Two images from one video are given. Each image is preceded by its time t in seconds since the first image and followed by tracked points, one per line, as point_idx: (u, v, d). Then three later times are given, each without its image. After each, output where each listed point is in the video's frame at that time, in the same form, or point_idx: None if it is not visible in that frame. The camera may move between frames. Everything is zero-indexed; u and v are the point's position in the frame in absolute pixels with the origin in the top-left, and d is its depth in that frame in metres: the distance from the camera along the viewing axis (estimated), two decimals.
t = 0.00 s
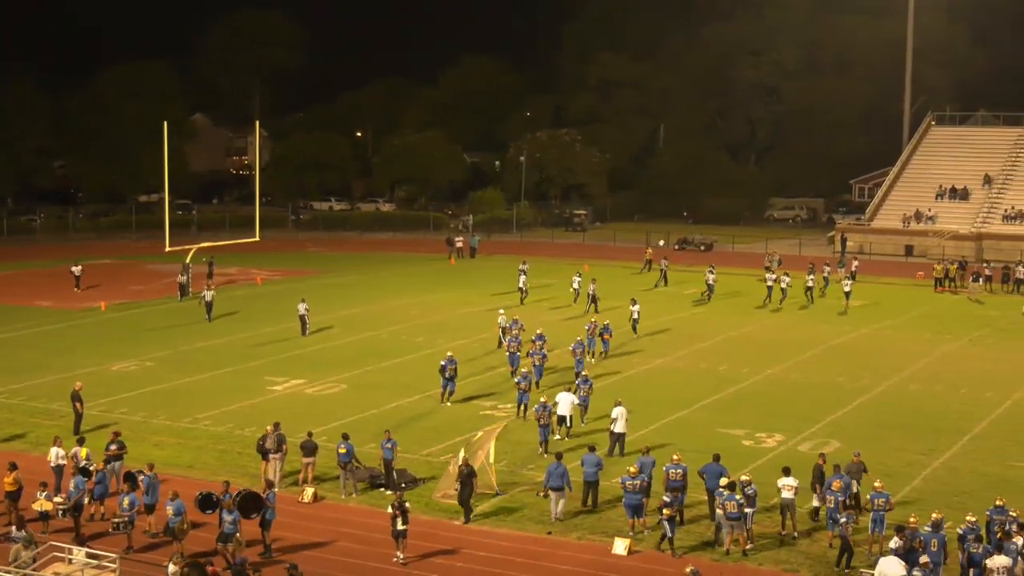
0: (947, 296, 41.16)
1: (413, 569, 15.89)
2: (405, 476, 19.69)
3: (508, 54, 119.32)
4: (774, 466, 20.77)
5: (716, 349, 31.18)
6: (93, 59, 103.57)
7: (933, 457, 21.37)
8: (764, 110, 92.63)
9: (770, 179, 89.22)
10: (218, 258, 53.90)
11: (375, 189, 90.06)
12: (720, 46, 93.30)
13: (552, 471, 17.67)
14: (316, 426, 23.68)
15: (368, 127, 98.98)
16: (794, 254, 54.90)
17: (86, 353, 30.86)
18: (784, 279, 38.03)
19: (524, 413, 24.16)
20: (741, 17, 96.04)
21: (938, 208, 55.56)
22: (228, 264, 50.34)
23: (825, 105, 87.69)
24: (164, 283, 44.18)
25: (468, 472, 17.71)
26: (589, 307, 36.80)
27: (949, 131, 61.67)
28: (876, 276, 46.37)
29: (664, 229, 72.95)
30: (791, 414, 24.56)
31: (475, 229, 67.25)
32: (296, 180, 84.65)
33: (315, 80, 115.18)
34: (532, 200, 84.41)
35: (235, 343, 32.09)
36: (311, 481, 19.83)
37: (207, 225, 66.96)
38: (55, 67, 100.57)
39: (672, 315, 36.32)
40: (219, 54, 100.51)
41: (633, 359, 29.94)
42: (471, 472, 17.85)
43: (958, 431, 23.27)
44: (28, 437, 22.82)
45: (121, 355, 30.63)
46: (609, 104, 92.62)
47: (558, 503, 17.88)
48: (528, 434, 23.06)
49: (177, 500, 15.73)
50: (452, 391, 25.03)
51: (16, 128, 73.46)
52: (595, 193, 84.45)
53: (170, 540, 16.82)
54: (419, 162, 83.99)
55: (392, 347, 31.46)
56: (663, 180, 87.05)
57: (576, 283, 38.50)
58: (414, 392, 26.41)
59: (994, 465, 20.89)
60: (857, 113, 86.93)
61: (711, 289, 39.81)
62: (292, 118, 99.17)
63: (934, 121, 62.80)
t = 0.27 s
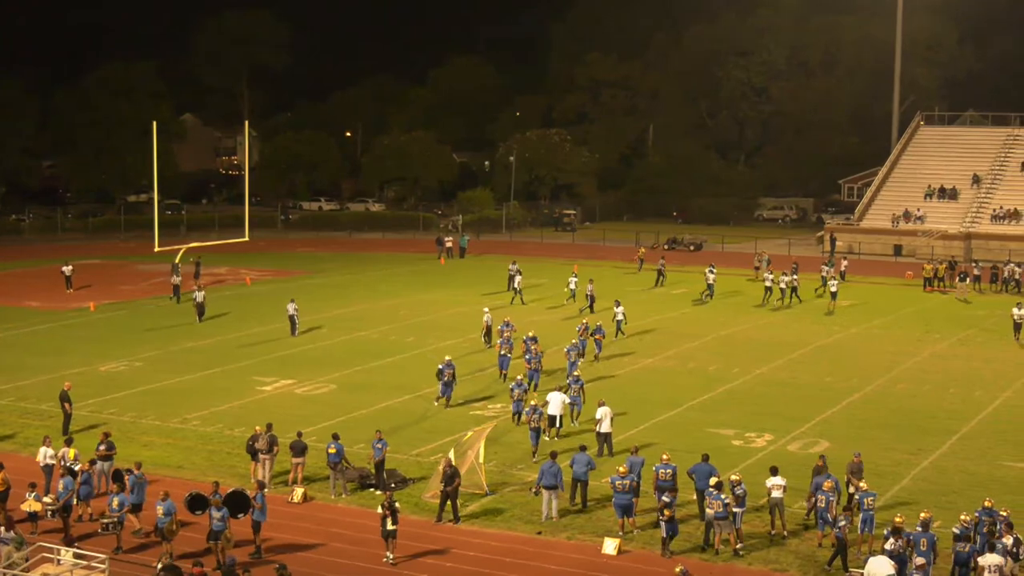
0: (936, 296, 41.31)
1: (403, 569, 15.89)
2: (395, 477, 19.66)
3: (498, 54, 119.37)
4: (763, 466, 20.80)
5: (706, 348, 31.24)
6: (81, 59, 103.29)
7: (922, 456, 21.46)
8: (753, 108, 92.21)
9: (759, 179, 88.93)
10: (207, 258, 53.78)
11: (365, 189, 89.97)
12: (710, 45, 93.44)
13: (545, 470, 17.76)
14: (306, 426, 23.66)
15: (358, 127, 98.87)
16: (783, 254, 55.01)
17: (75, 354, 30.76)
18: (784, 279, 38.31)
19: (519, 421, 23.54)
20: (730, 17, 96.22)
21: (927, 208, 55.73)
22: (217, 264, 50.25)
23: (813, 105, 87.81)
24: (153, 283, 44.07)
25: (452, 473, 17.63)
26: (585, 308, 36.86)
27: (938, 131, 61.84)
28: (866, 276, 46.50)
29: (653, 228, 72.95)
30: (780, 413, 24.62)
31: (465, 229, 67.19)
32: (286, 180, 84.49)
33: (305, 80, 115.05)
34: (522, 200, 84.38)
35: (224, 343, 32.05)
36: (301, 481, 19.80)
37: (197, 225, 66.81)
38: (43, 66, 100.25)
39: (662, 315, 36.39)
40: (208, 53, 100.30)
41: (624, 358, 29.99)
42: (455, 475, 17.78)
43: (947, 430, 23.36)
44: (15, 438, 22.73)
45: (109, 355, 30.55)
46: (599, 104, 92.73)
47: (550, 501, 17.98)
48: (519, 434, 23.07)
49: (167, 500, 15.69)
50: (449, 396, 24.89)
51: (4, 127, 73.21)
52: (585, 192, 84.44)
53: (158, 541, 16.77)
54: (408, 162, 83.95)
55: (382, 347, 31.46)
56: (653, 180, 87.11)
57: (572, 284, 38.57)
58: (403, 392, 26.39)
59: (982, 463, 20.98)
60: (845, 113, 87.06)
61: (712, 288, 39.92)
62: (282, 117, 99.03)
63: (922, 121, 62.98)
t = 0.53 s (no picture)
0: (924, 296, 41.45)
1: (392, 569, 15.88)
2: (384, 477, 19.66)
3: (488, 54, 119.35)
4: (752, 466, 20.84)
5: (695, 348, 31.30)
6: (69, 58, 103.00)
7: (911, 456, 21.52)
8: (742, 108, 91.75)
9: (748, 179, 89.03)
10: (196, 258, 53.69)
11: (354, 189, 89.89)
12: (699, 45, 93.56)
13: (538, 468, 17.85)
14: (296, 426, 23.64)
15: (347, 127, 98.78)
16: (772, 253, 55.09)
17: (63, 354, 30.67)
18: (781, 277, 38.63)
19: (512, 427, 23.10)
20: (719, 17, 96.39)
21: (916, 207, 55.88)
22: (206, 265, 50.17)
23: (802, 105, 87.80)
24: (142, 283, 43.98)
25: (434, 473, 17.61)
26: (583, 307, 36.97)
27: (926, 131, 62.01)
28: (855, 276, 46.61)
29: (642, 228, 72.97)
30: (769, 413, 24.66)
31: (454, 229, 67.15)
32: (275, 180, 84.34)
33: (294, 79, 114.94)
34: (511, 200, 84.34)
35: (213, 343, 32.01)
36: (290, 481, 19.78)
37: (186, 225, 66.68)
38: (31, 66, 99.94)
39: (651, 315, 36.43)
40: (197, 53, 100.09)
41: (613, 357, 30.02)
42: (439, 475, 17.76)
43: (935, 429, 23.44)
44: (3, 438, 22.66)
45: (98, 355, 30.46)
46: (588, 104, 92.80)
47: (542, 500, 18.05)
48: (508, 433, 23.08)
49: (156, 501, 15.67)
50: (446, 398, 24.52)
51: None
52: (574, 192, 84.48)
53: (147, 541, 16.74)
54: (397, 162, 83.88)
55: (371, 346, 31.45)
56: (642, 180, 87.14)
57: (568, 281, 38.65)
58: (392, 392, 26.38)
59: (970, 463, 21.04)
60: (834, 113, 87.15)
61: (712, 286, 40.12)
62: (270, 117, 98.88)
63: (911, 121, 63.13)
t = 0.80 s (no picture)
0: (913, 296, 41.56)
1: (381, 569, 15.87)
2: (373, 476, 19.65)
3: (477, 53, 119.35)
4: (741, 465, 20.88)
5: (684, 348, 31.34)
6: (57, 58, 102.66)
7: (899, 455, 21.58)
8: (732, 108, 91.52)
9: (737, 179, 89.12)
10: (184, 258, 53.55)
11: (343, 189, 89.78)
12: (688, 45, 93.68)
13: (529, 467, 17.90)
14: (285, 426, 23.60)
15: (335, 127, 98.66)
16: (761, 253, 55.17)
17: (51, 355, 30.57)
18: (780, 277, 39.07)
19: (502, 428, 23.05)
20: (707, 17, 96.54)
21: (904, 207, 56.03)
22: (194, 265, 50.07)
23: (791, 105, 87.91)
24: (130, 283, 43.85)
25: (420, 476, 17.47)
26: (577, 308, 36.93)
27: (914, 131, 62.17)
28: (843, 275, 46.71)
29: (631, 228, 72.98)
30: (758, 412, 24.71)
31: (443, 229, 67.10)
32: (264, 180, 84.17)
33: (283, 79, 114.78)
34: (500, 200, 84.29)
35: (202, 343, 31.94)
36: (280, 482, 19.75)
37: (174, 224, 66.53)
38: (19, 66, 99.60)
39: (641, 314, 36.46)
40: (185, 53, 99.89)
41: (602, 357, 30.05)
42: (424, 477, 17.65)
43: (923, 429, 23.50)
44: None
45: (86, 356, 30.36)
46: (577, 104, 92.84)
47: (533, 500, 18.09)
48: (498, 434, 23.08)
49: (146, 501, 15.63)
50: (445, 401, 24.25)
51: None
52: (563, 192, 84.53)
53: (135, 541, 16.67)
54: (386, 162, 83.80)
55: (360, 346, 31.43)
56: (631, 180, 87.17)
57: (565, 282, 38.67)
58: (382, 392, 26.36)
59: (959, 462, 21.12)
60: (823, 113, 87.30)
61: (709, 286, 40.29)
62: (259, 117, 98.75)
63: (899, 121, 63.27)
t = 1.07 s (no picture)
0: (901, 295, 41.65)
1: (371, 570, 15.85)
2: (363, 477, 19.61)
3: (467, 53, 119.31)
4: (730, 465, 20.89)
5: (674, 348, 31.36)
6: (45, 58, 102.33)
7: (888, 455, 21.61)
8: (720, 109, 92.23)
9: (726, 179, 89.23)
10: (172, 259, 53.41)
11: (332, 189, 89.65)
12: (677, 46, 93.80)
13: (517, 466, 17.95)
14: (275, 427, 23.54)
15: (324, 127, 98.56)
16: (750, 253, 55.24)
17: (38, 356, 30.45)
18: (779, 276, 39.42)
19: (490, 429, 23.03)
20: (696, 18, 96.69)
21: (893, 207, 56.17)
22: (183, 265, 49.95)
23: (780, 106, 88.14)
24: (118, 284, 43.72)
25: (409, 479, 17.34)
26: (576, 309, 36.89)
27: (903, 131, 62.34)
28: (832, 275, 46.79)
29: (620, 228, 73.03)
30: (747, 412, 24.73)
31: (432, 229, 67.08)
32: (253, 180, 84.02)
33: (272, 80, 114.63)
34: (489, 200, 84.28)
35: (191, 344, 31.86)
36: (269, 482, 19.70)
37: (163, 225, 66.39)
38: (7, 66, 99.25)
39: (630, 314, 36.47)
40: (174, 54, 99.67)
41: (592, 357, 30.03)
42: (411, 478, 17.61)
43: (912, 429, 23.54)
44: None
45: (74, 357, 30.25)
46: (566, 104, 92.90)
47: (523, 498, 18.12)
48: (488, 434, 23.06)
49: (135, 502, 15.57)
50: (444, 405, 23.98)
51: None
52: (552, 192, 84.53)
53: (126, 542, 16.63)
54: (376, 162, 83.75)
55: (350, 347, 31.39)
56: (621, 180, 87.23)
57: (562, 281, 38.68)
58: (371, 392, 26.33)
59: (948, 462, 21.15)
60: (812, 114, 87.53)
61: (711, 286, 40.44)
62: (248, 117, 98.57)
63: (887, 121, 63.41)
